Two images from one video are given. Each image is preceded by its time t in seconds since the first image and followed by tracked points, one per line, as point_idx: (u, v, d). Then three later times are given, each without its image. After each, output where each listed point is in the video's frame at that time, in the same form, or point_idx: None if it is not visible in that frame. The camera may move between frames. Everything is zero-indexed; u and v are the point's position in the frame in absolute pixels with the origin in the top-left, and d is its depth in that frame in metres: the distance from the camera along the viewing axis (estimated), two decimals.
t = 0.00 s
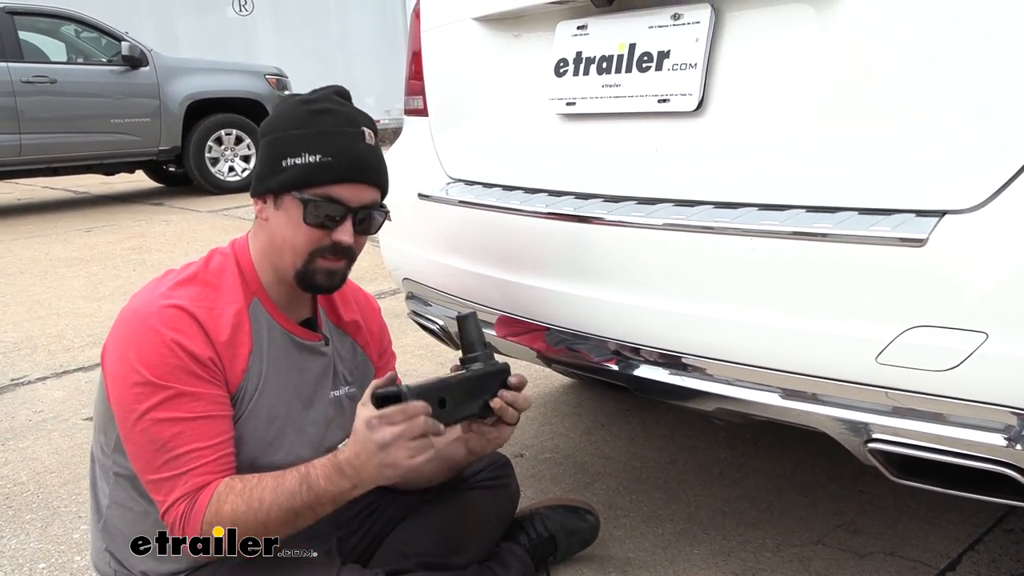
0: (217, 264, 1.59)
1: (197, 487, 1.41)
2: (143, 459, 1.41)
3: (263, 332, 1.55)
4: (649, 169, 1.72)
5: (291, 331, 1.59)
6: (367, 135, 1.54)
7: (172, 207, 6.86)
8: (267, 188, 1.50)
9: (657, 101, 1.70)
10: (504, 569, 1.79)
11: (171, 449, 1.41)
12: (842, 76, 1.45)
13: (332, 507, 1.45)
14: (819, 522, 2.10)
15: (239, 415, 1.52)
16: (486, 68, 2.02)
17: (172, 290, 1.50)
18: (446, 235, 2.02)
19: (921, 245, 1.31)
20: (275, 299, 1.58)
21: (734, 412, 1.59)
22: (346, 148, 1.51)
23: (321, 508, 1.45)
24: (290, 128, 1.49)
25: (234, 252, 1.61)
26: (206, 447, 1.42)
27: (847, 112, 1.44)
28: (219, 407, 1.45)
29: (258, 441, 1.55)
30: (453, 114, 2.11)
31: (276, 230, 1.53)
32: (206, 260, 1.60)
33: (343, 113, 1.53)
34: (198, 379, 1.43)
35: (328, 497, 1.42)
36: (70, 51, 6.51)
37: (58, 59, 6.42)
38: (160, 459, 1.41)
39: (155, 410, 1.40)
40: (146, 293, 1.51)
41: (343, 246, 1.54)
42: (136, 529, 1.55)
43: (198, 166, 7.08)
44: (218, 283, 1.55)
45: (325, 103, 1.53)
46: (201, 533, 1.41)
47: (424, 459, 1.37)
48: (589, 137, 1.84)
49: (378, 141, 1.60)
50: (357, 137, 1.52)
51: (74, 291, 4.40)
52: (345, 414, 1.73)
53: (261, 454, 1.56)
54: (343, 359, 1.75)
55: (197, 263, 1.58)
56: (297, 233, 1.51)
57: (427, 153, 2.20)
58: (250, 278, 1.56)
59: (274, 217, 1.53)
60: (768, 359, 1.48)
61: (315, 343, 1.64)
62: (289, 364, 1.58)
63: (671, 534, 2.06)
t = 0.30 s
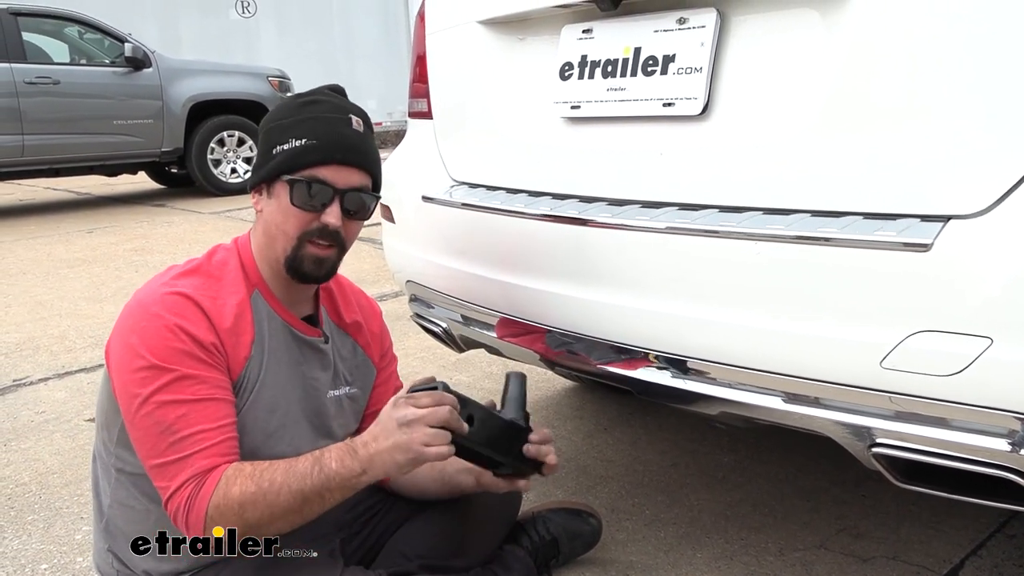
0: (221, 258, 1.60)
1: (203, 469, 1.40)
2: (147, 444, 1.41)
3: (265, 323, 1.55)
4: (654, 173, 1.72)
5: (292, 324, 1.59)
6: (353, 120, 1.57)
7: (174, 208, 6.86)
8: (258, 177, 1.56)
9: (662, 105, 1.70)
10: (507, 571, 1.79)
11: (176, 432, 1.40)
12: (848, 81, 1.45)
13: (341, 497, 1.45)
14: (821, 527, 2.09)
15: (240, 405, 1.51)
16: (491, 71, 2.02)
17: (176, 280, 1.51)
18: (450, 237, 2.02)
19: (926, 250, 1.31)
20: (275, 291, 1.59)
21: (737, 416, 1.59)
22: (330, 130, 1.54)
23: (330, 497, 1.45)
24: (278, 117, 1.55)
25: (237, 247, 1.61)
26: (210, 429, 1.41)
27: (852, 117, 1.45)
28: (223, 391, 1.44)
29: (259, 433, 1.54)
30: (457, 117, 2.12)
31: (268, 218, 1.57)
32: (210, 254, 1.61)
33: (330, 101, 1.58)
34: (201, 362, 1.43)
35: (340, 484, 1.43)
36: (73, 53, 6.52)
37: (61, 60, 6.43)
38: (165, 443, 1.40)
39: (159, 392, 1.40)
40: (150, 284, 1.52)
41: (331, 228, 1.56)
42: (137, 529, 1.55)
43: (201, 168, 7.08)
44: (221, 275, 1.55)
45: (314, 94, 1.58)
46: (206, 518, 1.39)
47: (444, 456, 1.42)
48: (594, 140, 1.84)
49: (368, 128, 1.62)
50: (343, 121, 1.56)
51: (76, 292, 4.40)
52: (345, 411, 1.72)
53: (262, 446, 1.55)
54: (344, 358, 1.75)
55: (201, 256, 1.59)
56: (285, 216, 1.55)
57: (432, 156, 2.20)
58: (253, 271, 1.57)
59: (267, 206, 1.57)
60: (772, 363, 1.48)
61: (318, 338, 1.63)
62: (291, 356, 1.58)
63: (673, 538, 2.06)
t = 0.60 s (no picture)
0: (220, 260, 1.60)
1: (210, 469, 1.41)
2: (151, 444, 1.41)
3: (266, 323, 1.55)
4: (655, 175, 1.72)
5: (293, 325, 1.59)
6: (355, 123, 1.56)
7: (174, 209, 6.86)
8: (263, 185, 1.52)
9: (665, 107, 1.70)
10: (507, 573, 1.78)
11: (180, 433, 1.41)
12: (851, 84, 1.45)
13: (350, 474, 1.44)
14: (822, 530, 2.09)
15: (241, 406, 1.51)
16: (493, 73, 2.02)
17: (176, 281, 1.51)
18: (451, 239, 2.02)
19: (928, 252, 1.31)
20: (278, 293, 1.58)
21: (739, 419, 1.59)
22: (337, 136, 1.53)
23: (338, 477, 1.44)
24: (279, 123, 1.51)
25: (236, 248, 1.61)
26: (215, 430, 1.42)
27: (855, 120, 1.45)
28: (226, 392, 1.45)
29: (260, 433, 1.54)
30: (459, 118, 2.11)
31: (276, 226, 1.54)
32: (210, 255, 1.61)
33: (330, 103, 1.55)
34: (203, 363, 1.43)
35: (345, 463, 1.42)
36: (74, 54, 6.52)
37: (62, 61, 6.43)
38: (170, 443, 1.41)
39: (162, 393, 1.40)
40: (150, 285, 1.51)
41: (344, 235, 1.56)
42: (137, 529, 1.55)
43: (201, 169, 7.08)
44: (221, 276, 1.55)
45: (310, 95, 1.54)
46: (215, 512, 1.40)
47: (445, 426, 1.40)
48: (596, 142, 1.84)
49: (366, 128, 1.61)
50: (346, 124, 1.54)
51: (76, 293, 4.40)
52: (346, 412, 1.72)
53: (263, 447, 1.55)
54: (344, 359, 1.75)
55: (201, 257, 1.59)
56: (297, 226, 1.53)
57: (433, 157, 2.20)
58: (253, 273, 1.56)
59: (273, 213, 1.54)
60: (774, 366, 1.48)
61: (319, 338, 1.63)
62: (292, 356, 1.58)
63: (673, 541, 2.06)
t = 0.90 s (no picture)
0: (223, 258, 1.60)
1: (175, 460, 1.35)
2: (133, 435, 1.39)
3: (267, 320, 1.55)
4: (656, 175, 1.72)
5: (295, 323, 1.60)
6: (380, 135, 1.57)
7: (174, 210, 6.86)
8: (283, 187, 1.50)
9: (665, 107, 1.70)
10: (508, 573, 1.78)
11: (158, 424, 1.37)
12: (852, 84, 1.45)
13: (306, 434, 1.34)
14: (823, 530, 2.09)
15: (242, 403, 1.52)
16: (493, 73, 2.02)
17: (176, 276, 1.52)
18: (452, 239, 2.02)
19: (929, 252, 1.31)
20: (282, 292, 1.59)
21: (740, 418, 1.59)
22: (362, 147, 1.54)
23: (292, 439, 1.34)
24: (305, 126, 1.50)
25: (238, 247, 1.61)
26: (191, 423, 1.38)
27: (856, 120, 1.45)
28: (211, 387, 1.42)
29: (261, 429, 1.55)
30: (460, 118, 2.11)
31: (292, 228, 1.53)
32: (214, 252, 1.61)
33: (356, 112, 1.55)
34: (193, 358, 1.42)
35: (293, 419, 1.32)
36: (73, 54, 6.52)
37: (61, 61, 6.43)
38: (147, 434, 1.37)
39: (146, 384, 1.38)
40: (152, 281, 1.52)
41: (359, 245, 1.56)
42: (138, 530, 1.55)
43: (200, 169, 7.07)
44: (223, 274, 1.55)
45: (336, 101, 1.54)
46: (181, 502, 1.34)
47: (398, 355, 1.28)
48: (597, 141, 1.84)
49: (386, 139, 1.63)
50: (371, 136, 1.55)
51: (76, 293, 4.40)
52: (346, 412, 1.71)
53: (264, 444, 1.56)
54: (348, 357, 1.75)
55: (204, 255, 1.59)
56: (315, 231, 1.52)
57: (434, 157, 2.20)
58: (254, 271, 1.56)
59: (290, 215, 1.53)
60: (775, 365, 1.48)
61: (320, 336, 1.64)
62: (293, 354, 1.59)
63: (674, 541, 2.06)
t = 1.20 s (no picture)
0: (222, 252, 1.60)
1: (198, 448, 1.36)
2: (149, 428, 1.39)
3: (268, 313, 1.56)
4: (655, 173, 1.72)
5: (295, 316, 1.59)
6: (380, 134, 1.57)
7: (173, 207, 6.85)
8: (279, 179, 1.51)
9: (665, 106, 1.70)
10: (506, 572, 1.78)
11: (176, 414, 1.38)
12: (851, 83, 1.45)
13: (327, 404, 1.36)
14: (821, 529, 2.09)
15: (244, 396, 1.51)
16: (493, 70, 2.02)
17: (177, 269, 1.51)
18: (450, 237, 2.02)
19: (929, 251, 1.31)
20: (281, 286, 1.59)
21: (739, 417, 1.59)
22: (359, 145, 1.54)
23: (318, 408, 1.36)
24: (306, 121, 1.51)
25: (237, 242, 1.61)
26: (210, 411, 1.39)
27: (856, 119, 1.45)
28: (225, 376, 1.43)
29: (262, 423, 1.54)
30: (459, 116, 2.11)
31: (286, 220, 1.54)
32: (212, 247, 1.61)
33: (359, 110, 1.55)
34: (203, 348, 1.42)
35: (316, 386, 1.35)
36: (73, 51, 6.51)
37: (60, 59, 6.43)
38: (166, 425, 1.38)
39: (160, 375, 1.38)
40: (151, 275, 1.51)
41: (352, 242, 1.56)
42: (138, 528, 1.55)
43: (199, 167, 7.06)
44: (222, 267, 1.55)
45: (341, 98, 1.54)
46: (209, 488, 1.34)
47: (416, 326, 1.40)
48: (596, 140, 1.84)
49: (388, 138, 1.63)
50: (371, 135, 1.55)
51: (75, 290, 4.40)
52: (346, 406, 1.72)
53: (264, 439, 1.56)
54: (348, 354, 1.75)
55: (202, 249, 1.59)
56: (308, 225, 1.53)
57: (433, 155, 2.20)
58: (254, 264, 1.56)
59: (286, 208, 1.54)
60: (774, 364, 1.48)
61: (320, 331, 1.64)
62: (293, 348, 1.59)
63: (672, 540, 2.06)
